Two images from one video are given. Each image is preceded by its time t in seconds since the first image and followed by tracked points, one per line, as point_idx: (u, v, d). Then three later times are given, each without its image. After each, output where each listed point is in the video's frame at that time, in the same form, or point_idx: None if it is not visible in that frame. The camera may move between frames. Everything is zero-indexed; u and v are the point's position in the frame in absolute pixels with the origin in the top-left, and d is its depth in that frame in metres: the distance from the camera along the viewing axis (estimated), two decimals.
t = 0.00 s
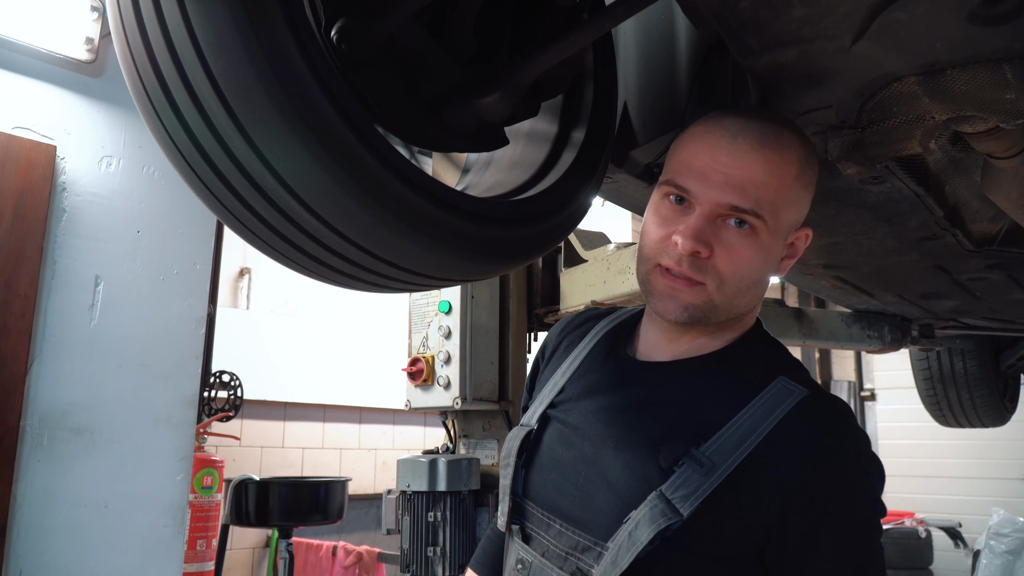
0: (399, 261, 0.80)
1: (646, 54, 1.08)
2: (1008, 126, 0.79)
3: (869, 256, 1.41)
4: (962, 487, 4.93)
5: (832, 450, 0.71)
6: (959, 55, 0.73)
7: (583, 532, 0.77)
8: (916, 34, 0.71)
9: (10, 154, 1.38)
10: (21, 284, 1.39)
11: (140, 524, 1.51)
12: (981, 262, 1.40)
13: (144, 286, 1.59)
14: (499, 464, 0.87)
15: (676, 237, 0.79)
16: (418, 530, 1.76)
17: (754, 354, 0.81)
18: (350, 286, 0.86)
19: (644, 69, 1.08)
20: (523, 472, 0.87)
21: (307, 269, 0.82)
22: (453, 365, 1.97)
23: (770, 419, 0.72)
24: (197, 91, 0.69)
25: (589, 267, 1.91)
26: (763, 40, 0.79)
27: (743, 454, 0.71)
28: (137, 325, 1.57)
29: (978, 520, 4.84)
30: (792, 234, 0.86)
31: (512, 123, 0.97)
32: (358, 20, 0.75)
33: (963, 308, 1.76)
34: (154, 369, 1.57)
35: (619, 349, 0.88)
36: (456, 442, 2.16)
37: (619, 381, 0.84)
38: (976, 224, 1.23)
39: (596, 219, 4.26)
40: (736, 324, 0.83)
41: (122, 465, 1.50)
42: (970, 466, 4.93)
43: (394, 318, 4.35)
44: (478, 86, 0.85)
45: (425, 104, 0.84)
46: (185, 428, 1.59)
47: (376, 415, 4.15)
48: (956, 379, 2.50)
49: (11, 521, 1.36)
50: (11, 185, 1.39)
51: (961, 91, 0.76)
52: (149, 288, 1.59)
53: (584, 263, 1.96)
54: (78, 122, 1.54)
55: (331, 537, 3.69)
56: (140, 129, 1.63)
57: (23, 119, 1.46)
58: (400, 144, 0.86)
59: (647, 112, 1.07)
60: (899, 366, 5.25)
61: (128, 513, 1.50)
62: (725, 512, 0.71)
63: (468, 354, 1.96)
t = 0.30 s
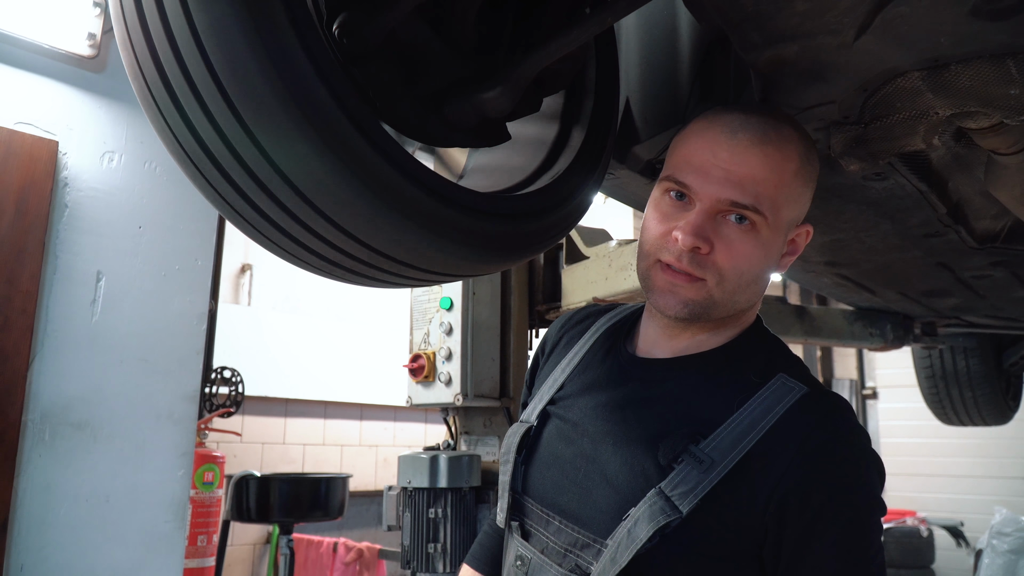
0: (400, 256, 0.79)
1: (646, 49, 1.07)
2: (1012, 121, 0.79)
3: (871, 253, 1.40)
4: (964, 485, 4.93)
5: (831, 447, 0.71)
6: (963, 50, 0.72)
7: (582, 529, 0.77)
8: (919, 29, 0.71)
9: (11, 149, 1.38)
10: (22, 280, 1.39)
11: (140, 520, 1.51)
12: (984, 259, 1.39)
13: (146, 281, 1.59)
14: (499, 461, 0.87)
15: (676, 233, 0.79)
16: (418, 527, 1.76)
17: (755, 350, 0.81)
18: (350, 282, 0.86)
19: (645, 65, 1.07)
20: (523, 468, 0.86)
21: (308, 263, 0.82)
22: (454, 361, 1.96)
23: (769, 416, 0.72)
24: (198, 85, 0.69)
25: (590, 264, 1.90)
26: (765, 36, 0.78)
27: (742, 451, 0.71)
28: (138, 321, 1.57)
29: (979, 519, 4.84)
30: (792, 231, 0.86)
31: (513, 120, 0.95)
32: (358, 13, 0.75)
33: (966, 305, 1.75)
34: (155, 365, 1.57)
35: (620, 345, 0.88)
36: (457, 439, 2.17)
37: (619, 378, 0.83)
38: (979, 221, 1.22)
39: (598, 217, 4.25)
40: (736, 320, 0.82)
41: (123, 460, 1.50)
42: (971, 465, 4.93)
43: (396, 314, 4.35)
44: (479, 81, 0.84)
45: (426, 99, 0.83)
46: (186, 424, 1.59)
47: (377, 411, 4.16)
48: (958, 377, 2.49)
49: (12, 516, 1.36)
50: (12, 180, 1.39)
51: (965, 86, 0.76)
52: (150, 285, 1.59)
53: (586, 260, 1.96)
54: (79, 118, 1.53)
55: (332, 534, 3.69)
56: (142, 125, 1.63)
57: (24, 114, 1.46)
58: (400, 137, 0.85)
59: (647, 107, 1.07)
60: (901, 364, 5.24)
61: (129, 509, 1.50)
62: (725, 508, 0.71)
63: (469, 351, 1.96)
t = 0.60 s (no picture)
0: (401, 252, 0.79)
1: (649, 46, 1.07)
2: (1016, 117, 0.78)
3: (875, 250, 1.39)
4: (967, 484, 4.92)
5: (831, 443, 0.70)
6: (968, 45, 0.72)
7: (582, 527, 0.76)
8: (924, 24, 0.70)
9: (12, 146, 1.38)
10: (24, 276, 1.39)
11: (141, 516, 1.51)
12: (988, 256, 1.39)
13: (147, 278, 1.58)
14: (499, 458, 0.87)
15: (677, 228, 0.78)
16: (419, 525, 1.75)
17: (757, 346, 0.80)
18: (350, 278, 0.85)
19: (648, 61, 1.07)
20: (523, 466, 0.86)
21: (308, 259, 0.82)
22: (455, 359, 1.96)
23: (770, 412, 0.72)
24: (198, 78, 0.69)
25: (592, 261, 1.90)
26: (769, 30, 0.78)
27: (744, 449, 0.70)
28: (140, 318, 1.56)
29: (982, 517, 4.83)
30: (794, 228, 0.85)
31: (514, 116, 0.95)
32: (359, 8, 0.74)
33: (970, 303, 1.75)
34: (157, 361, 1.57)
35: (620, 341, 0.87)
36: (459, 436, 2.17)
37: (620, 374, 0.83)
38: (983, 218, 1.22)
39: (600, 214, 4.24)
40: (737, 318, 0.82)
41: (124, 457, 1.50)
42: (974, 463, 4.92)
43: (398, 312, 4.35)
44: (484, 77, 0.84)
45: (429, 94, 0.83)
46: (187, 421, 1.59)
47: (379, 409, 4.15)
48: (962, 375, 2.48)
49: (12, 511, 1.37)
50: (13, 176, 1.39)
51: (970, 82, 0.76)
52: (151, 281, 1.59)
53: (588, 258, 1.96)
54: (81, 114, 1.53)
55: (334, 531, 3.69)
56: (143, 121, 1.63)
57: (26, 110, 1.46)
58: (399, 132, 0.85)
59: (650, 103, 1.07)
60: (904, 362, 5.23)
61: (131, 505, 1.50)
62: (727, 504, 0.71)
63: (471, 348, 1.96)
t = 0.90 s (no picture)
0: (402, 251, 0.79)
1: (649, 43, 1.07)
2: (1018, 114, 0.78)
3: (876, 248, 1.39)
4: (967, 483, 4.92)
5: (831, 442, 0.70)
6: (970, 41, 0.71)
7: (582, 526, 0.76)
8: (924, 20, 0.70)
9: (12, 143, 1.38)
10: (22, 275, 1.39)
11: (141, 515, 1.51)
12: (990, 254, 1.38)
13: (146, 277, 1.58)
14: (498, 458, 0.86)
15: (676, 223, 0.78)
16: (419, 524, 1.75)
17: (757, 344, 0.80)
18: (349, 276, 0.85)
19: (648, 59, 1.06)
20: (523, 465, 0.86)
21: (308, 258, 0.81)
22: (455, 357, 1.96)
23: (771, 411, 0.72)
24: (198, 80, 0.69)
25: (592, 260, 1.90)
26: (769, 26, 0.77)
27: (744, 448, 0.70)
28: (139, 317, 1.56)
29: (983, 516, 4.83)
30: (794, 226, 0.85)
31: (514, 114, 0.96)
32: (357, 5, 0.75)
33: (971, 301, 1.74)
34: (157, 360, 1.57)
35: (620, 340, 0.87)
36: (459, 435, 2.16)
37: (619, 373, 0.83)
38: (984, 216, 1.22)
39: (601, 213, 4.24)
40: (736, 316, 0.82)
41: (125, 456, 1.50)
42: (975, 462, 4.92)
43: (398, 311, 4.34)
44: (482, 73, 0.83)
45: (427, 90, 0.83)
46: (187, 420, 1.59)
47: (380, 408, 4.15)
48: (963, 374, 2.48)
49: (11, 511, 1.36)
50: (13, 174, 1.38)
51: (970, 79, 0.75)
52: (151, 279, 1.59)
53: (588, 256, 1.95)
54: (80, 113, 1.53)
55: (334, 530, 3.69)
56: (142, 120, 1.62)
57: (26, 109, 1.46)
58: (398, 129, 0.85)
59: (650, 100, 1.06)
60: (904, 361, 5.23)
61: (130, 505, 1.50)
62: (727, 502, 0.71)
63: (471, 347, 1.96)
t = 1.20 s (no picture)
0: (391, 250, 0.79)
1: (639, 43, 1.06)
2: (1003, 116, 0.79)
3: (864, 248, 1.40)
4: (955, 480, 4.95)
5: (818, 443, 0.71)
6: (957, 42, 0.71)
7: (571, 526, 0.76)
8: (912, 22, 0.70)
9: None
10: (9, 275, 1.38)
11: (128, 516, 1.50)
12: (976, 254, 1.39)
13: (134, 276, 1.57)
14: (487, 458, 0.86)
15: (664, 214, 0.78)
16: (409, 523, 1.75)
17: (745, 343, 0.80)
18: (337, 275, 0.84)
19: (638, 59, 1.06)
20: (512, 465, 0.85)
21: (297, 258, 0.81)
22: (446, 357, 1.96)
23: (759, 411, 0.72)
24: (186, 80, 0.68)
25: (583, 259, 1.90)
26: (758, 27, 0.76)
27: (732, 447, 0.70)
28: (128, 316, 1.55)
29: (970, 513, 4.87)
30: (780, 225, 0.85)
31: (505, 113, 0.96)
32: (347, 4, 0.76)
33: (958, 300, 1.75)
34: (144, 360, 1.56)
35: (609, 340, 0.87)
36: (449, 435, 2.15)
37: (609, 372, 0.83)
38: (972, 216, 1.22)
39: (592, 212, 4.24)
40: (720, 312, 0.82)
41: (113, 457, 1.49)
42: (963, 460, 4.95)
43: (389, 310, 4.34)
44: (470, 73, 0.82)
45: (416, 90, 0.82)
46: (176, 420, 1.58)
47: (370, 407, 4.14)
48: (950, 372, 2.50)
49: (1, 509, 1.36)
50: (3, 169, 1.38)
51: (957, 80, 0.76)
52: (140, 278, 1.58)
53: (579, 255, 1.95)
54: (68, 112, 1.52)
55: (325, 530, 3.68)
56: (131, 118, 1.61)
57: (13, 107, 1.44)
58: (388, 129, 0.84)
59: (640, 100, 1.06)
60: (894, 360, 5.26)
61: (118, 505, 1.49)
62: (715, 502, 0.71)
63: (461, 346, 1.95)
